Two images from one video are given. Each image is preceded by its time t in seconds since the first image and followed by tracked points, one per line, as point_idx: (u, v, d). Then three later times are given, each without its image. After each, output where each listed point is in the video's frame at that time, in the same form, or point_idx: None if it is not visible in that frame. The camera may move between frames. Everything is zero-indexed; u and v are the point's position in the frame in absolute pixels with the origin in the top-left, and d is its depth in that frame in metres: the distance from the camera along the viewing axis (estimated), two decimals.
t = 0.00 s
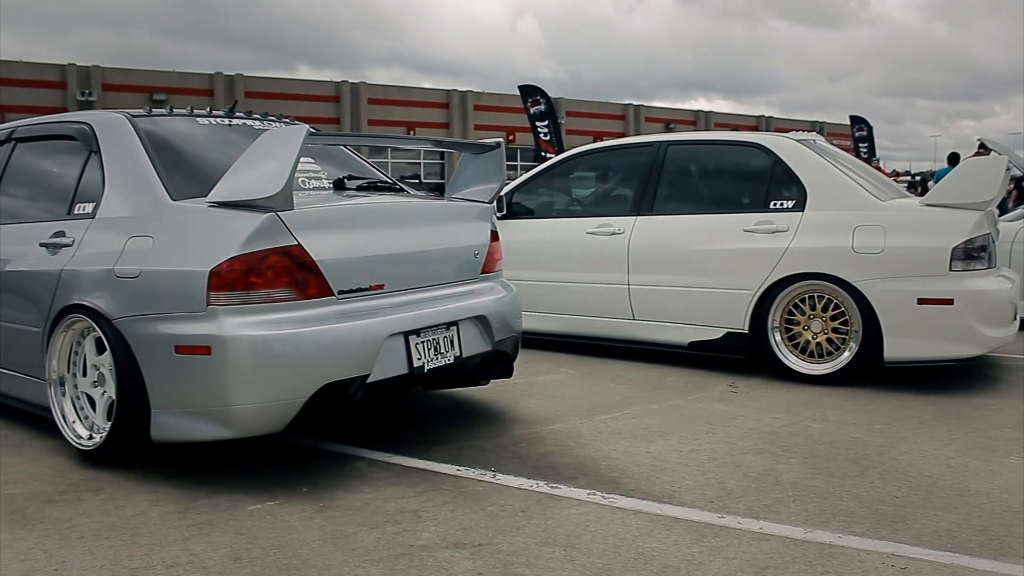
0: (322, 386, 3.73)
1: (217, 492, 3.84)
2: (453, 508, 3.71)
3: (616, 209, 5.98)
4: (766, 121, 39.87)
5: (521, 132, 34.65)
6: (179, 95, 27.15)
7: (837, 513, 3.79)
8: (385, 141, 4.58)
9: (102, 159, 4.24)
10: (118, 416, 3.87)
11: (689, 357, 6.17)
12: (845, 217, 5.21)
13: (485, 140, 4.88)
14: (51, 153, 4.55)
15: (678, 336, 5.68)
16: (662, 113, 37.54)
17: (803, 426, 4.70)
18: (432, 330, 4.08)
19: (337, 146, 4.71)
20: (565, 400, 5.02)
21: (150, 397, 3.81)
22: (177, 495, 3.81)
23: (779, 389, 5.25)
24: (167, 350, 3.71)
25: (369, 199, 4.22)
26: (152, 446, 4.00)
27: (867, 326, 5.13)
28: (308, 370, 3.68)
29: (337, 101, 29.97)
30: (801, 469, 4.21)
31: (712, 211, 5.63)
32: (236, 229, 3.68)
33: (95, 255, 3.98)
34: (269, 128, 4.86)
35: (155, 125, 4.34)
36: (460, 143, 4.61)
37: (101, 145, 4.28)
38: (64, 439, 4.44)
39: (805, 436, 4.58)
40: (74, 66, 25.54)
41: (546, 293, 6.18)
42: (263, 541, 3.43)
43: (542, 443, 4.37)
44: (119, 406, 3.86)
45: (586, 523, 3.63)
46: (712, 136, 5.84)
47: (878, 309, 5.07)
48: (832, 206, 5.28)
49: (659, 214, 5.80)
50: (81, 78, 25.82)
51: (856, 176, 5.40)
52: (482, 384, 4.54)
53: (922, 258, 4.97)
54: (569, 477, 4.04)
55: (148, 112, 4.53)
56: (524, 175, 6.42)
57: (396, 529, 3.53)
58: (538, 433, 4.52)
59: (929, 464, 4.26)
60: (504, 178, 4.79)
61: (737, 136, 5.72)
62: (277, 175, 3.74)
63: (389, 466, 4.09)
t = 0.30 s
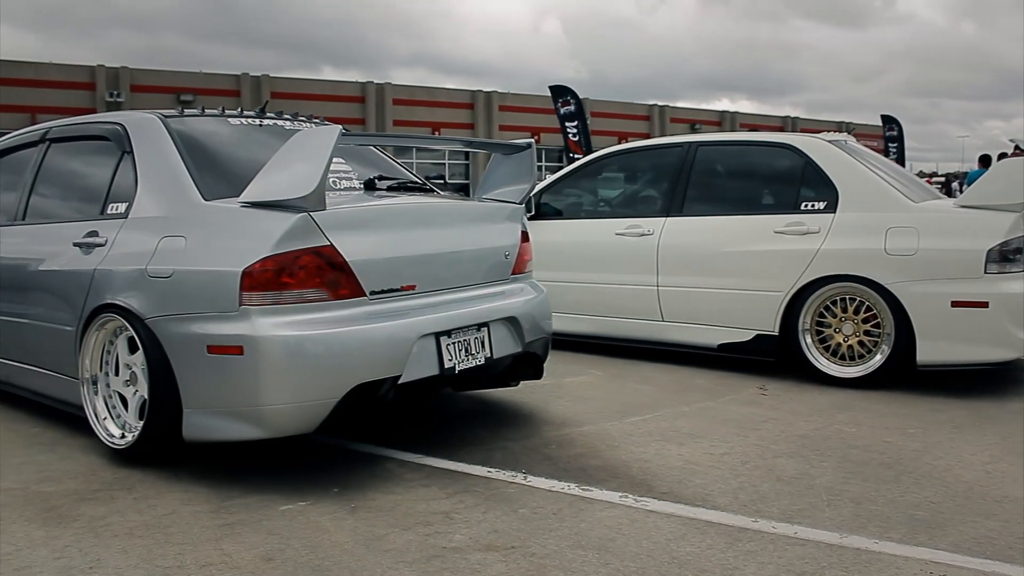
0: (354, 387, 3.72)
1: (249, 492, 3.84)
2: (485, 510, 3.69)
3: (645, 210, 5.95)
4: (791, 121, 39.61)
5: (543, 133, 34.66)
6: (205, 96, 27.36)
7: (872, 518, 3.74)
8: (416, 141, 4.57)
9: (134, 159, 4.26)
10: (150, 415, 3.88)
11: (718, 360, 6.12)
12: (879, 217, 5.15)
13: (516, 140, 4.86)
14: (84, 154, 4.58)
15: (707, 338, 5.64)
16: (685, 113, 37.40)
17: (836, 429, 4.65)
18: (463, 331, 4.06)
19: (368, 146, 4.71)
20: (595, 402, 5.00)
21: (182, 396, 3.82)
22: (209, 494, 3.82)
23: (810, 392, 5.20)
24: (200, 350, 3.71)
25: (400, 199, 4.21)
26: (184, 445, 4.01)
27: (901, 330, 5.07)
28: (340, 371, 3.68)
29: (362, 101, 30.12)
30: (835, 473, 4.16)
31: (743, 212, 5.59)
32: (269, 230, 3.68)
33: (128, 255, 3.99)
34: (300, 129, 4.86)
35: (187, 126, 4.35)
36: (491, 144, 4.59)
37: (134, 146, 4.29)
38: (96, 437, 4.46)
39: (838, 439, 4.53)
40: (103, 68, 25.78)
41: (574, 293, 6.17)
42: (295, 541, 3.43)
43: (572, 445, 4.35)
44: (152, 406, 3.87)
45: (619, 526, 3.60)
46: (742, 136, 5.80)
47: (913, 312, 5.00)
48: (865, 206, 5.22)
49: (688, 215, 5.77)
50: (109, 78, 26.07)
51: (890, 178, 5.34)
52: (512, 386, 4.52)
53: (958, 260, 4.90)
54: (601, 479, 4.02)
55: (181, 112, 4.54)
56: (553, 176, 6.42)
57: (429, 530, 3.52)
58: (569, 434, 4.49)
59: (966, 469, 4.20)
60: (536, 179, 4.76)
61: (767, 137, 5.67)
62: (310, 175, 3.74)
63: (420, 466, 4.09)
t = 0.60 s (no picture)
0: (387, 387, 3.71)
1: (281, 491, 3.84)
2: (518, 512, 3.67)
3: (675, 211, 5.92)
4: (819, 121, 39.36)
5: (568, 133, 34.62)
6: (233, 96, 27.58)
7: (910, 524, 3.67)
8: (449, 141, 4.57)
9: (168, 159, 4.28)
10: (184, 414, 3.89)
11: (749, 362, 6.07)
12: (914, 218, 5.08)
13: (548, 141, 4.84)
14: (117, 153, 4.60)
15: (738, 340, 5.60)
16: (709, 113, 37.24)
17: (871, 433, 4.59)
18: (495, 331, 4.05)
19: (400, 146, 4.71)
20: (626, 403, 4.97)
21: (216, 396, 3.82)
22: (242, 494, 3.82)
23: (843, 394, 5.14)
24: (233, 350, 3.71)
25: (432, 199, 4.20)
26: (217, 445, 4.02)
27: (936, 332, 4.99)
28: (374, 371, 3.67)
29: (389, 101, 30.29)
30: (871, 478, 4.10)
31: (775, 213, 5.54)
32: (302, 229, 3.68)
33: (162, 255, 4.01)
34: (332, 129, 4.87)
35: (221, 126, 4.36)
36: (523, 144, 4.58)
37: (167, 146, 4.31)
38: (129, 436, 4.48)
39: (874, 443, 4.47)
40: (132, 69, 26.04)
41: (604, 294, 6.14)
42: (328, 541, 3.42)
43: (604, 447, 4.32)
44: (184, 405, 3.88)
45: (653, 529, 3.57)
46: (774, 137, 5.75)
47: (948, 314, 4.92)
48: (899, 207, 5.16)
49: (719, 215, 5.73)
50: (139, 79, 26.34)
51: (925, 178, 5.28)
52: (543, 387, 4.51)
53: (995, 263, 4.81)
54: (633, 482, 3.99)
55: (214, 112, 4.55)
56: (582, 177, 6.40)
57: (462, 532, 3.50)
58: (601, 436, 4.47)
59: (1006, 475, 4.12)
60: (568, 180, 4.74)
61: (800, 137, 5.62)
62: (345, 175, 3.74)
63: (453, 467, 4.08)
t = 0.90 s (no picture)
0: (417, 388, 3.70)
1: (311, 491, 3.84)
2: (549, 514, 3.65)
3: (704, 211, 5.89)
4: (844, 121, 39.10)
5: (592, 134, 34.61)
6: (258, 96, 27.77)
7: (945, 529, 3.62)
8: (479, 142, 4.55)
9: (198, 159, 4.29)
10: (214, 413, 3.89)
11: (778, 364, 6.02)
12: (948, 220, 5.01)
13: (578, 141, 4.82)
14: (148, 154, 4.62)
15: (767, 342, 5.55)
16: (731, 113, 37.06)
17: (904, 436, 4.53)
18: (525, 333, 4.03)
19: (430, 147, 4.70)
20: (656, 405, 4.94)
21: (246, 396, 3.83)
22: (272, 493, 3.82)
23: (874, 397, 5.09)
24: (264, 349, 3.71)
25: (463, 199, 4.19)
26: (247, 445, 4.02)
27: (969, 336, 4.92)
28: (404, 371, 3.66)
29: (414, 101, 30.46)
30: (904, 482, 4.04)
31: (805, 214, 5.49)
32: (334, 230, 3.67)
33: (193, 255, 4.01)
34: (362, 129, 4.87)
35: (251, 126, 4.38)
36: (552, 144, 4.57)
37: (198, 146, 4.32)
38: (160, 435, 4.49)
39: (907, 447, 4.41)
40: (160, 69, 26.28)
41: (631, 295, 6.12)
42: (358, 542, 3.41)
43: (634, 449, 4.30)
44: (215, 404, 3.89)
45: (685, 533, 3.54)
46: (805, 137, 5.70)
47: (983, 317, 4.84)
48: (933, 207, 5.08)
49: (750, 216, 5.69)
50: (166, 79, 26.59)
51: (958, 179, 5.21)
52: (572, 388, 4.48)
53: None
54: (665, 485, 3.96)
55: (244, 112, 4.56)
56: (610, 178, 6.38)
57: (493, 534, 3.48)
58: (630, 438, 4.44)
59: None
60: (598, 180, 4.71)
61: (831, 137, 5.57)
62: (377, 175, 3.73)
63: (482, 468, 4.07)
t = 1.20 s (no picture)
0: (448, 389, 3.69)
1: (340, 492, 3.84)
2: (579, 517, 3.63)
3: (733, 212, 5.86)
4: (870, 121, 38.79)
5: (616, 134, 34.57)
6: (282, 97, 27.96)
7: (983, 536, 3.55)
8: (509, 142, 4.54)
9: (229, 159, 4.30)
10: (244, 413, 3.90)
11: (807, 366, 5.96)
12: (981, 221, 4.94)
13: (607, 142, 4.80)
14: (178, 153, 4.63)
15: (797, 344, 5.52)
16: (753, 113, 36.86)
17: (938, 441, 4.47)
18: (555, 334, 4.01)
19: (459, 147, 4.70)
20: (685, 407, 4.91)
21: (276, 396, 3.83)
22: (301, 494, 3.82)
23: (906, 401, 5.03)
24: (294, 350, 3.71)
25: (493, 200, 4.18)
26: (276, 445, 4.02)
27: (1003, 339, 4.85)
28: (435, 372, 3.65)
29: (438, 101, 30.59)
30: (939, 487, 3.98)
31: (835, 215, 5.44)
32: (365, 230, 3.67)
33: (223, 254, 4.02)
34: (391, 129, 4.87)
35: (281, 126, 4.38)
36: (582, 144, 4.55)
37: (229, 146, 4.33)
38: (189, 434, 4.51)
39: (941, 451, 4.35)
40: (187, 70, 26.51)
41: (659, 296, 6.11)
42: (388, 543, 3.40)
43: (663, 452, 4.28)
44: (244, 404, 3.89)
45: (717, 537, 3.50)
46: (836, 137, 5.65)
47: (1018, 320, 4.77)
48: (967, 208, 5.01)
49: (779, 217, 5.65)
50: (193, 80, 26.84)
51: (992, 180, 5.13)
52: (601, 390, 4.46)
53: None
54: (695, 488, 3.92)
55: (274, 112, 4.57)
56: (637, 179, 6.36)
57: (523, 536, 3.46)
58: (660, 440, 4.41)
59: None
60: (627, 181, 4.68)
61: (862, 137, 5.51)
62: (408, 175, 3.72)
63: (511, 470, 4.05)
